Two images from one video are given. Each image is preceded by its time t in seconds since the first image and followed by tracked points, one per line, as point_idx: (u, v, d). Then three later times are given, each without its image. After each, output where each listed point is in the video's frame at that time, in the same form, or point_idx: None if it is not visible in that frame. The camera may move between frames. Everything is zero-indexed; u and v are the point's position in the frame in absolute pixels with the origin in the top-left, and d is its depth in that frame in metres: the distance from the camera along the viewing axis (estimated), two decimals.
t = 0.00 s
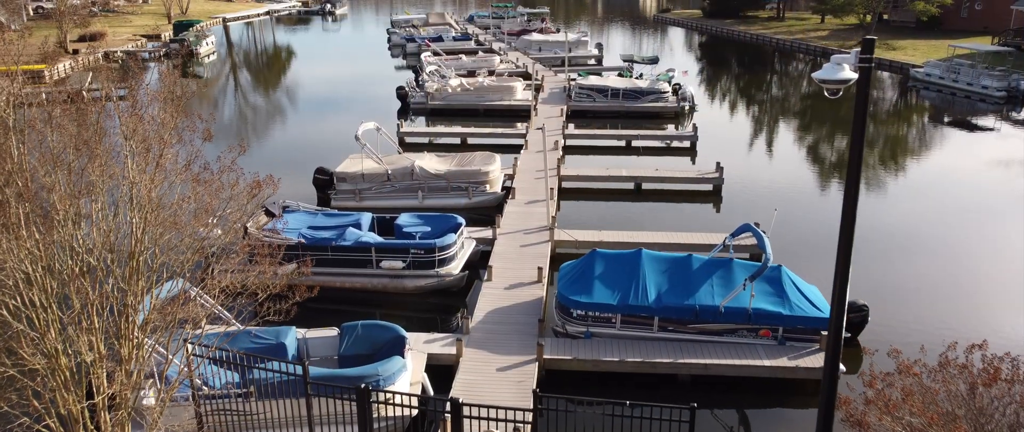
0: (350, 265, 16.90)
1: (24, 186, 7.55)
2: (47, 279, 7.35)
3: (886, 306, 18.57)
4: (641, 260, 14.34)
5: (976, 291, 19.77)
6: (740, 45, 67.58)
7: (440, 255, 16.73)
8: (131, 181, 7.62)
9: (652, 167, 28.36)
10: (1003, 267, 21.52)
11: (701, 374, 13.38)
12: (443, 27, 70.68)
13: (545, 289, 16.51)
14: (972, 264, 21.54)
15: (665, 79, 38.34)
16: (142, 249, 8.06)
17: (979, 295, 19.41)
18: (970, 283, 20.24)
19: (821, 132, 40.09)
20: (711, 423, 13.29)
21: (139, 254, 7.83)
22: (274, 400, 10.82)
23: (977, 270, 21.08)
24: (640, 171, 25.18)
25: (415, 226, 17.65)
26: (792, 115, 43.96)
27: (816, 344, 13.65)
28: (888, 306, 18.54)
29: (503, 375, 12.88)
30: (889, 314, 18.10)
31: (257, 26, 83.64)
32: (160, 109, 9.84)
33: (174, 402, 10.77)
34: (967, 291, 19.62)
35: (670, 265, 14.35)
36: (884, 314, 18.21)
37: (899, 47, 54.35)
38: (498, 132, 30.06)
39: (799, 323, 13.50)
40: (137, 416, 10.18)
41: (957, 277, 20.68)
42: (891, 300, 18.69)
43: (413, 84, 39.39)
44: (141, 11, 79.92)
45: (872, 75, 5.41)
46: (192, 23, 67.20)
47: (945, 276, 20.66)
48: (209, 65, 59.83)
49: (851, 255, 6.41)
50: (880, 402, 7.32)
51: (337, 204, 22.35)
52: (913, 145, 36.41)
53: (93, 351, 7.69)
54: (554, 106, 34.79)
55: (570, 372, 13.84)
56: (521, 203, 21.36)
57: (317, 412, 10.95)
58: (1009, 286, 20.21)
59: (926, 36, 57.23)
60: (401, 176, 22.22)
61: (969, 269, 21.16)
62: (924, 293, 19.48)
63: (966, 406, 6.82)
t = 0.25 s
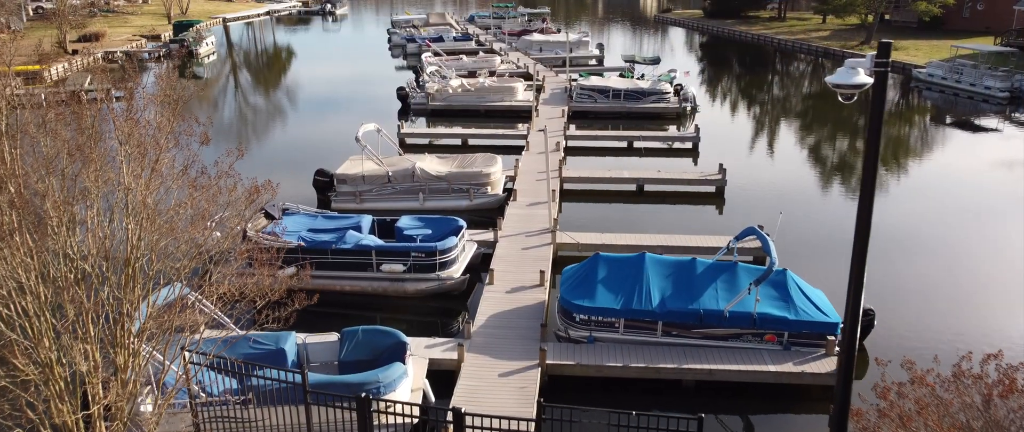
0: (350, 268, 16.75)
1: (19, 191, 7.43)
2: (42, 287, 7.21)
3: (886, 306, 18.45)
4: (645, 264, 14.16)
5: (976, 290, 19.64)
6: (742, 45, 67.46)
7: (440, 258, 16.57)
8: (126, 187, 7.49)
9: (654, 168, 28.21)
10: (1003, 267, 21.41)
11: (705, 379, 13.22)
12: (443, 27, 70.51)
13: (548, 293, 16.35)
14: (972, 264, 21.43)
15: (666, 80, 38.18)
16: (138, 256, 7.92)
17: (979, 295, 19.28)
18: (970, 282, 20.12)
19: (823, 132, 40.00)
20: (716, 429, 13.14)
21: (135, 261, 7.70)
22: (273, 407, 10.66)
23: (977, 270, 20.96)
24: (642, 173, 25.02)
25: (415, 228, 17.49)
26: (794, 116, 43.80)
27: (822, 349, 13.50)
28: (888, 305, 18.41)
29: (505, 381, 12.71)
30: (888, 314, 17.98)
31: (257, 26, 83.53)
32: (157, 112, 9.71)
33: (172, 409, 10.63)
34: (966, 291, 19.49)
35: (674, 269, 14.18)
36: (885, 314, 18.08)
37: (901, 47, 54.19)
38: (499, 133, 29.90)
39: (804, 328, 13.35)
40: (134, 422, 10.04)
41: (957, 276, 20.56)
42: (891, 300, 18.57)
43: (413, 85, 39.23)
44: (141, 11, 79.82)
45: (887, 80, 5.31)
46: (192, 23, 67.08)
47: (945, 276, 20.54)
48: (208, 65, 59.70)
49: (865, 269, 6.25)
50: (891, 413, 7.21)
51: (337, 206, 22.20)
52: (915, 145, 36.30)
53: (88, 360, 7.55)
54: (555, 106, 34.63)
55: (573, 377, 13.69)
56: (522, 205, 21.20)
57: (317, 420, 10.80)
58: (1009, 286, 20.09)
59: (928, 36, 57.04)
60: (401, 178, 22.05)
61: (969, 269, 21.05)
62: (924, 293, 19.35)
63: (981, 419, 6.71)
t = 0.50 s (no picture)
0: (349, 272, 16.58)
1: (10, 196, 7.28)
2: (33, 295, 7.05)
3: (886, 306, 18.31)
4: (648, 268, 13.98)
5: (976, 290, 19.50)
6: (743, 45, 67.38)
7: (441, 262, 16.40)
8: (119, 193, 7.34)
9: (655, 170, 28.04)
10: (1003, 267, 21.29)
11: (709, 385, 13.05)
12: (444, 27, 70.34)
13: (549, 296, 16.19)
14: (972, 264, 21.30)
15: (668, 80, 38.01)
16: (133, 262, 7.77)
17: (979, 295, 19.14)
18: (970, 282, 19.99)
19: (824, 133, 39.91)
20: None
21: (128, 268, 7.55)
22: (270, 414, 10.45)
23: (977, 270, 20.83)
24: (644, 174, 24.84)
25: (415, 231, 17.33)
26: (795, 116, 43.63)
27: (827, 355, 13.32)
28: (890, 306, 18.25)
29: (507, 387, 12.53)
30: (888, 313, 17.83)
31: (257, 26, 83.41)
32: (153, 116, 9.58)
33: (168, 414, 10.41)
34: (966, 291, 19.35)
35: (677, 273, 14.00)
36: (887, 315, 17.91)
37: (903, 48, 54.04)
38: (499, 134, 29.72)
39: (808, 333, 13.19)
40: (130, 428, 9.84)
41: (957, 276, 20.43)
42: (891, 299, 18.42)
43: (413, 85, 39.08)
44: (141, 11, 79.66)
45: (905, 85, 5.12)
46: (192, 23, 66.96)
47: (944, 276, 20.42)
48: (208, 65, 59.56)
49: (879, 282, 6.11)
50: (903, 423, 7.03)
51: (337, 208, 22.04)
52: (917, 146, 36.11)
53: (82, 370, 7.40)
54: (556, 107, 34.48)
55: (575, 383, 13.51)
56: (523, 207, 21.02)
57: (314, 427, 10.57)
58: (1009, 286, 19.96)
59: (930, 37, 56.88)
60: (402, 180, 21.86)
61: (969, 269, 20.92)
62: (925, 293, 19.20)
63: None
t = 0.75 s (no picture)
0: (348, 276, 16.41)
1: None
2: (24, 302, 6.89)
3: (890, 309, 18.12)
4: (651, 272, 13.79)
5: (977, 289, 19.37)
6: (744, 45, 67.22)
7: (441, 265, 16.21)
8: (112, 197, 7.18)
9: (657, 171, 27.87)
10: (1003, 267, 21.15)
11: (714, 391, 12.87)
12: (444, 27, 70.14)
13: (551, 299, 16.01)
14: (972, 264, 21.16)
15: (669, 81, 37.82)
16: (127, 268, 7.61)
17: (979, 295, 18.99)
18: (970, 282, 19.85)
19: (826, 133, 39.74)
20: None
21: (122, 274, 7.38)
22: (267, 422, 10.27)
23: (977, 270, 20.69)
24: (645, 176, 24.65)
25: (415, 234, 17.14)
26: (797, 117, 43.44)
27: (833, 360, 13.15)
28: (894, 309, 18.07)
29: (508, 393, 12.35)
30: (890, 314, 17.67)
31: (257, 26, 83.25)
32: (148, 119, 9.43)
33: (164, 422, 10.23)
34: (967, 291, 19.20)
35: (680, 277, 13.81)
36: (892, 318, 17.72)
37: (905, 49, 54.09)
38: (500, 135, 29.55)
39: (814, 338, 13.01)
40: None
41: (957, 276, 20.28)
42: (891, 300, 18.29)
43: (413, 86, 38.91)
44: (141, 11, 79.51)
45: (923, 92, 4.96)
46: (192, 23, 66.82)
47: (945, 276, 20.26)
48: (208, 65, 59.39)
49: (896, 290, 6.07)
50: None
51: (337, 210, 21.87)
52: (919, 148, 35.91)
53: (74, 378, 7.23)
54: (557, 108, 34.30)
55: (577, 389, 13.34)
56: (524, 209, 20.83)
57: None
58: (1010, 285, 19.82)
59: (932, 37, 56.68)
60: (402, 182, 21.68)
61: (969, 269, 20.78)
62: (925, 293, 19.06)
63: None
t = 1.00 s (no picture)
0: (347, 279, 16.24)
1: None
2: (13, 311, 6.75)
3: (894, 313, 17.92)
4: (654, 276, 13.59)
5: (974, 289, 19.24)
6: (745, 46, 67.03)
7: (441, 268, 16.02)
8: (103, 203, 7.04)
9: (659, 173, 27.68)
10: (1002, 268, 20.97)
11: (717, 397, 12.69)
12: (444, 27, 69.92)
13: (552, 304, 15.82)
14: (970, 265, 20.99)
15: (671, 81, 37.62)
16: (119, 275, 7.47)
17: (979, 296, 18.81)
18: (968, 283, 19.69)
19: (828, 134, 39.56)
20: None
21: (113, 282, 7.24)
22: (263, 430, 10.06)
23: (975, 270, 20.54)
24: (647, 177, 24.46)
25: (415, 237, 16.95)
26: (798, 117, 43.24)
27: (838, 365, 12.97)
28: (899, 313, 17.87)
29: (508, 400, 12.16)
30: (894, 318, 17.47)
31: (257, 26, 83.07)
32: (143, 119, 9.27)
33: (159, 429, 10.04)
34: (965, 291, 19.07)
35: (684, 282, 13.62)
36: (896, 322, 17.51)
37: (907, 49, 54.00)
38: (500, 136, 29.36)
39: (819, 344, 12.83)
40: None
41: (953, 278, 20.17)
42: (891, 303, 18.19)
43: (414, 87, 38.73)
44: (140, 11, 79.35)
45: (941, 95, 4.85)
46: (192, 23, 66.66)
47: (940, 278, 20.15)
48: (207, 65, 59.20)
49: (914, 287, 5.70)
50: None
51: (336, 212, 21.68)
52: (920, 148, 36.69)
53: (64, 387, 7.07)
54: (557, 109, 34.10)
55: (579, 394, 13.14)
56: (525, 211, 20.64)
57: None
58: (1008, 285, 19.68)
59: (934, 37, 56.45)
60: (402, 184, 21.48)
61: (966, 270, 20.63)
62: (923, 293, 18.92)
63: None
